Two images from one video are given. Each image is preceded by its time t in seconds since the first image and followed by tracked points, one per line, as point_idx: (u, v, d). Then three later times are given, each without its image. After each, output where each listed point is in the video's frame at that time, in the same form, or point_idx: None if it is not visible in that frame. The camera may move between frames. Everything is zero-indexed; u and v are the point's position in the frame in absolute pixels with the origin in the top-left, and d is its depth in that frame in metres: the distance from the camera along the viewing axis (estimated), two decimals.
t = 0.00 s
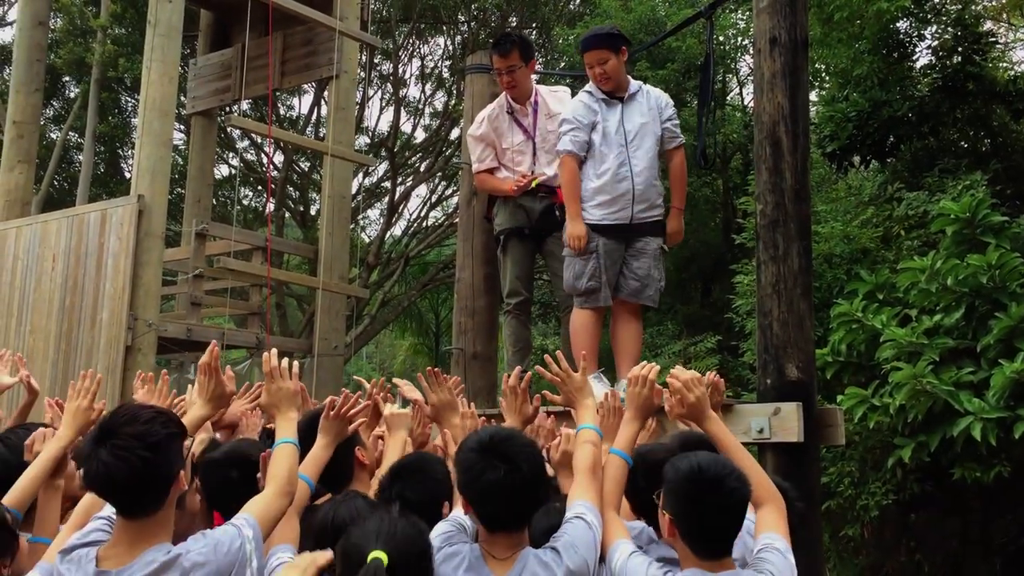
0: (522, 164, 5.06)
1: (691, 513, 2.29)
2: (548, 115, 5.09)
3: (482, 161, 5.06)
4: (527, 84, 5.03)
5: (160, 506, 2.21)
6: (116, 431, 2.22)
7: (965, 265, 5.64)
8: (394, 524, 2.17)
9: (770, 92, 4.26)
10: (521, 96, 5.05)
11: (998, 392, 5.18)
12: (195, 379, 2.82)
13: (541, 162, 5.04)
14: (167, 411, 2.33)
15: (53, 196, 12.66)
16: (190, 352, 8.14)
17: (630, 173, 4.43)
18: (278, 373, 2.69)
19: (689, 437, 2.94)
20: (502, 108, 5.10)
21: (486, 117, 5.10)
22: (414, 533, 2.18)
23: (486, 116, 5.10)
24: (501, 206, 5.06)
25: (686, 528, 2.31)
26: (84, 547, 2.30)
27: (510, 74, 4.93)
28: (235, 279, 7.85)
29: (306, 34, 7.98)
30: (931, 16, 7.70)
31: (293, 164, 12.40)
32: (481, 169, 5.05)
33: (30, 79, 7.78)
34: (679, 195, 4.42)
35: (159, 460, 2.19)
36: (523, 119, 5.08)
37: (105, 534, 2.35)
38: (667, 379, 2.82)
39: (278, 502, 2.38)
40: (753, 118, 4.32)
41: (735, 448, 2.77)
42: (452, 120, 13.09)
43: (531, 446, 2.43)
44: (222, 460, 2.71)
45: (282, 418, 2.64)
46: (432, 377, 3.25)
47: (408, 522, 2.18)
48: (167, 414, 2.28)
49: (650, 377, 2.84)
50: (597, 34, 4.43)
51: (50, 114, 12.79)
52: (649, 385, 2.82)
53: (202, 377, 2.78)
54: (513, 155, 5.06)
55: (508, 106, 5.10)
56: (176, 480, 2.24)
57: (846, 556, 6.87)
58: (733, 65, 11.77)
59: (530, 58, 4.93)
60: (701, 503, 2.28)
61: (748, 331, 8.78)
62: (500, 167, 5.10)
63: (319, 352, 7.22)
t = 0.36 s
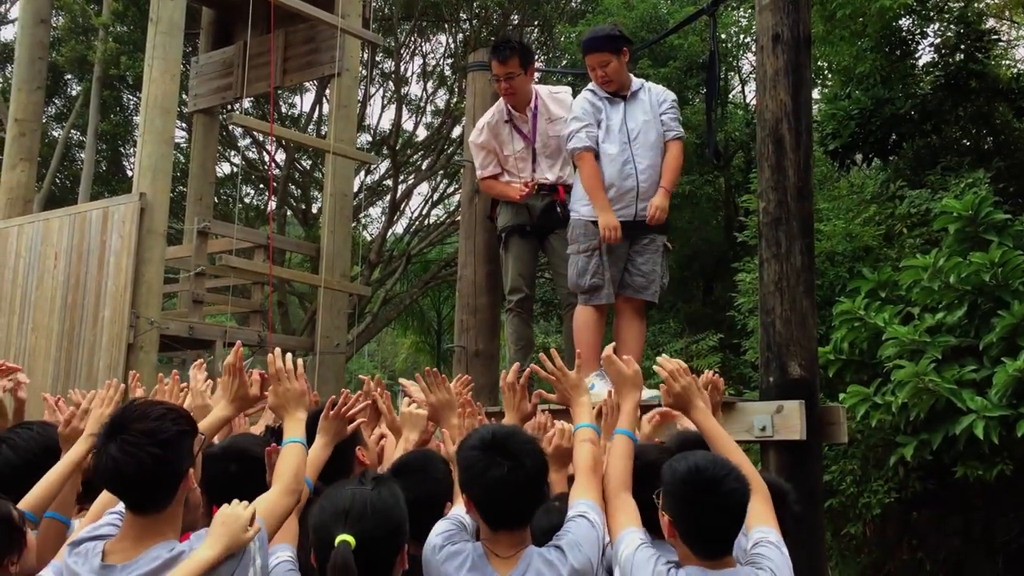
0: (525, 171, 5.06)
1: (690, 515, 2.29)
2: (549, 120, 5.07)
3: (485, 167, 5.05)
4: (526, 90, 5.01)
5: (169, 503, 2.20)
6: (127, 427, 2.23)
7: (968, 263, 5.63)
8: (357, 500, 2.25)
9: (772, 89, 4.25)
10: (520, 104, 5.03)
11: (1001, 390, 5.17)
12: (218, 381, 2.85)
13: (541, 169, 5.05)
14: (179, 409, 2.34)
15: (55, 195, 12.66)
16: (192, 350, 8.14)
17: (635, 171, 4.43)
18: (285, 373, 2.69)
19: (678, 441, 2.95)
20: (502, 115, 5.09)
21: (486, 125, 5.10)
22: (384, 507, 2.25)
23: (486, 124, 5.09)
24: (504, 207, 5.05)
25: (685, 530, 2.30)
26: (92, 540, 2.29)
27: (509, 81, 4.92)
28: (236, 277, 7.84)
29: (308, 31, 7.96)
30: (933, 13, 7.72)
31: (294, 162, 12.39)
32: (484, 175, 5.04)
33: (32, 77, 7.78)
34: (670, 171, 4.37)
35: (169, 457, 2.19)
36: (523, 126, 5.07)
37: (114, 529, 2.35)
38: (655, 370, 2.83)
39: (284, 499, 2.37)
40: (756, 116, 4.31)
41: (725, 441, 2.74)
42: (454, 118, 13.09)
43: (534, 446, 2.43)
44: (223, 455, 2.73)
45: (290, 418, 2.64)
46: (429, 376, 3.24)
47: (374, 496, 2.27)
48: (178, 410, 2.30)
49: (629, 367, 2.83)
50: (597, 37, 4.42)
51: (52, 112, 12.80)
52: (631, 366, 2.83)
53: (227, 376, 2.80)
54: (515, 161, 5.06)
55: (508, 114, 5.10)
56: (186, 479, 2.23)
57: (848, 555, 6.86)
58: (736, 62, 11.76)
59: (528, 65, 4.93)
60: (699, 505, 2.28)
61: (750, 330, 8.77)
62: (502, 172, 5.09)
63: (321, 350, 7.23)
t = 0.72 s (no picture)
0: (528, 176, 5.06)
1: (690, 511, 2.28)
2: (552, 125, 5.05)
3: (488, 172, 5.03)
4: (528, 97, 4.98)
5: (176, 502, 2.20)
6: (138, 424, 2.23)
7: (969, 264, 5.63)
8: (360, 507, 2.25)
9: (774, 89, 4.25)
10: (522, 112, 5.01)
11: (1002, 391, 5.17)
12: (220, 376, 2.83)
13: (544, 174, 5.04)
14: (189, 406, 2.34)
15: (56, 194, 12.67)
16: (193, 349, 8.14)
17: (630, 170, 4.42)
18: (279, 367, 2.70)
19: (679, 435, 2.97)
20: (504, 122, 5.07)
21: (489, 130, 5.06)
22: (386, 512, 2.25)
23: (489, 129, 5.06)
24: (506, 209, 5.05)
25: (685, 527, 2.30)
26: (99, 540, 2.28)
27: (511, 91, 4.90)
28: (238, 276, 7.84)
29: (310, 31, 7.96)
30: (934, 14, 7.73)
31: (295, 161, 12.39)
32: (488, 180, 5.03)
33: (33, 76, 7.78)
34: (673, 176, 4.35)
35: (178, 456, 2.19)
36: (525, 132, 5.06)
37: (122, 527, 2.34)
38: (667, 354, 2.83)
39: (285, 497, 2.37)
40: (757, 116, 4.31)
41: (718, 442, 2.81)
42: (455, 117, 13.09)
43: (529, 444, 2.40)
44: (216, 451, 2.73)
45: (286, 409, 2.65)
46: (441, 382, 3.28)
47: (377, 502, 2.27)
48: (188, 410, 2.30)
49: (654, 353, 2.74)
50: (596, 37, 4.42)
51: (54, 111, 12.80)
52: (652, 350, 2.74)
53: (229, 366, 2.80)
54: (518, 167, 5.06)
55: (510, 120, 5.07)
56: (195, 478, 2.23)
57: (848, 555, 6.86)
58: (737, 62, 11.75)
59: (530, 74, 4.90)
60: (699, 501, 2.27)
61: (751, 330, 8.77)
62: (506, 176, 5.10)
63: (321, 350, 7.23)
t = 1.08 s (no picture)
0: (525, 168, 5.05)
1: (671, 511, 2.28)
2: (550, 118, 5.07)
3: (485, 163, 5.06)
4: (529, 86, 5.02)
5: (186, 498, 2.20)
6: (146, 422, 2.22)
7: (967, 265, 5.64)
8: (384, 511, 2.19)
9: (774, 90, 4.25)
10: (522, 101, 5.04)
11: (1000, 392, 5.18)
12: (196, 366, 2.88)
13: (541, 167, 5.03)
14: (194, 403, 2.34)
15: (54, 193, 12.65)
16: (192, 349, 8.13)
17: (626, 170, 4.42)
18: (286, 352, 2.68)
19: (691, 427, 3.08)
20: (504, 112, 5.08)
21: (489, 120, 5.07)
22: (411, 518, 2.20)
23: (489, 118, 5.07)
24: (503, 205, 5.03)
25: (667, 527, 2.30)
26: (106, 538, 2.26)
27: (513, 77, 4.96)
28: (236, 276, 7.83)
29: (309, 31, 7.96)
30: (933, 15, 7.74)
31: (293, 161, 12.39)
32: (484, 172, 5.05)
33: (31, 76, 7.76)
34: (675, 185, 4.39)
35: (189, 453, 2.19)
36: (525, 123, 5.07)
37: (124, 525, 2.33)
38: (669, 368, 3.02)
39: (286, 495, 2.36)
40: (756, 117, 4.31)
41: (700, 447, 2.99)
42: (453, 118, 13.10)
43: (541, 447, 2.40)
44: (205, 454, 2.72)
45: (289, 397, 2.64)
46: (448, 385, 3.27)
47: (400, 507, 2.21)
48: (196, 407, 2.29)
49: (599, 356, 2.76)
50: (597, 41, 4.40)
51: (52, 111, 12.79)
52: (599, 355, 2.76)
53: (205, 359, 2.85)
54: (515, 158, 5.06)
55: (510, 110, 5.09)
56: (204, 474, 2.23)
57: (846, 555, 6.86)
58: (736, 63, 11.76)
59: (532, 62, 4.95)
60: (679, 501, 2.27)
61: (749, 331, 8.78)
62: (503, 169, 5.10)
63: (320, 350, 7.23)
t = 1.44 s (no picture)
0: (521, 163, 5.05)
1: (692, 509, 2.30)
2: (547, 114, 5.09)
3: (480, 159, 5.06)
4: (526, 82, 5.03)
5: (180, 496, 2.19)
6: (146, 416, 2.22)
7: (962, 266, 5.63)
8: (379, 469, 2.26)
9: (769, 91, 4.26)
10: (519, 95, 5.06)
11: (995, 392, 5.19)
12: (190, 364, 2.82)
13: (537, 162, 5.02)
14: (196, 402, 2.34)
15: (49, 195, 12.62)
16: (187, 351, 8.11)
17: (624, 171, 4.43)
18: (248, 365, 2.63)
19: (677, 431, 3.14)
20: (501, 108, 5.10)
21: (486, 115, 5.09)
22: (405, 478, 2.27)
23: (486, 114, 5.09)
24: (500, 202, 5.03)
25: (688, 526, 2.32)
26: (97, 538, 2.26)
27: (509, 70, 4.96)
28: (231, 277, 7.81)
29: (304, 32, 7.96)
30: (928, 17, 7.76)
31: (289, 162, 12.39)
32: (479, 167, 5.05)
33: (27, 76, 7.75)
34: (671, 180, 4.35)
35: (186, 448, 2.18)
36: (522, 119, 5.08)
37: (117, 527, 2.33)
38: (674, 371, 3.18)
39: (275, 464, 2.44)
40: (752, 118, 4.32)
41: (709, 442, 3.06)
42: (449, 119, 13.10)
43: (538, 446, 2.40)
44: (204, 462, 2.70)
45: (256, 411, 2.63)
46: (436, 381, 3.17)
47: (394, 467, 2.29)
48: (196, 405, 2.29)
49: (622, 363, 2.76)
50: (594, 38, 4.45)
51: (47, 112, 12.76)
52: (621, 361, 2.77)
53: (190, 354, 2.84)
54: (511, 153, 5.05)
55: (507, 106, 5.10)
56: (200, 472, 2.22)
57: (841, 557, 6.86)
58: (731, 64, 11.78)
59: (530, 57, 4.97)
60: (700, 499, 2.29)
61: (745, 332, 8.78)
62: (498, 165, 5.10)
63: (316, 351, 7.23)
